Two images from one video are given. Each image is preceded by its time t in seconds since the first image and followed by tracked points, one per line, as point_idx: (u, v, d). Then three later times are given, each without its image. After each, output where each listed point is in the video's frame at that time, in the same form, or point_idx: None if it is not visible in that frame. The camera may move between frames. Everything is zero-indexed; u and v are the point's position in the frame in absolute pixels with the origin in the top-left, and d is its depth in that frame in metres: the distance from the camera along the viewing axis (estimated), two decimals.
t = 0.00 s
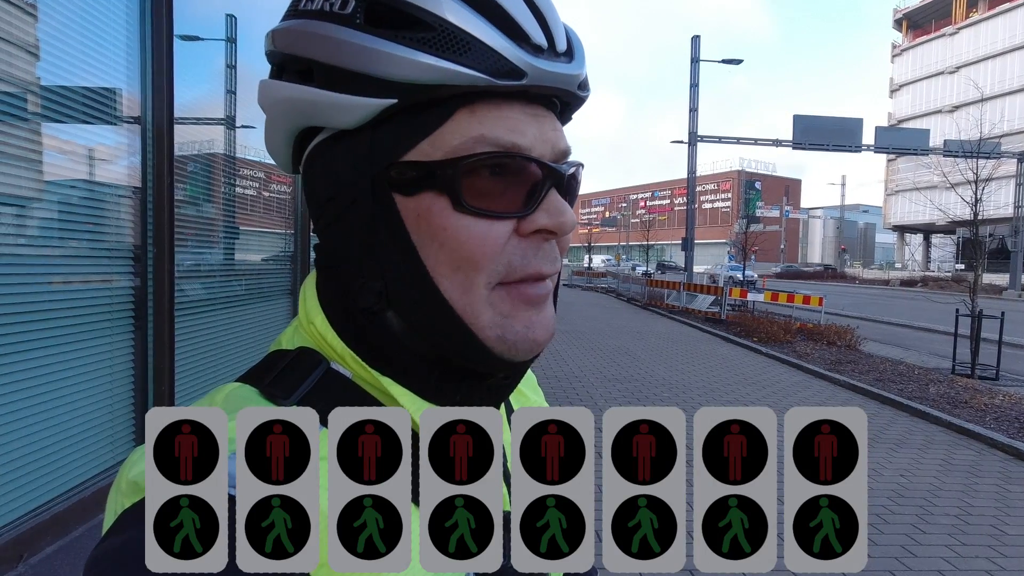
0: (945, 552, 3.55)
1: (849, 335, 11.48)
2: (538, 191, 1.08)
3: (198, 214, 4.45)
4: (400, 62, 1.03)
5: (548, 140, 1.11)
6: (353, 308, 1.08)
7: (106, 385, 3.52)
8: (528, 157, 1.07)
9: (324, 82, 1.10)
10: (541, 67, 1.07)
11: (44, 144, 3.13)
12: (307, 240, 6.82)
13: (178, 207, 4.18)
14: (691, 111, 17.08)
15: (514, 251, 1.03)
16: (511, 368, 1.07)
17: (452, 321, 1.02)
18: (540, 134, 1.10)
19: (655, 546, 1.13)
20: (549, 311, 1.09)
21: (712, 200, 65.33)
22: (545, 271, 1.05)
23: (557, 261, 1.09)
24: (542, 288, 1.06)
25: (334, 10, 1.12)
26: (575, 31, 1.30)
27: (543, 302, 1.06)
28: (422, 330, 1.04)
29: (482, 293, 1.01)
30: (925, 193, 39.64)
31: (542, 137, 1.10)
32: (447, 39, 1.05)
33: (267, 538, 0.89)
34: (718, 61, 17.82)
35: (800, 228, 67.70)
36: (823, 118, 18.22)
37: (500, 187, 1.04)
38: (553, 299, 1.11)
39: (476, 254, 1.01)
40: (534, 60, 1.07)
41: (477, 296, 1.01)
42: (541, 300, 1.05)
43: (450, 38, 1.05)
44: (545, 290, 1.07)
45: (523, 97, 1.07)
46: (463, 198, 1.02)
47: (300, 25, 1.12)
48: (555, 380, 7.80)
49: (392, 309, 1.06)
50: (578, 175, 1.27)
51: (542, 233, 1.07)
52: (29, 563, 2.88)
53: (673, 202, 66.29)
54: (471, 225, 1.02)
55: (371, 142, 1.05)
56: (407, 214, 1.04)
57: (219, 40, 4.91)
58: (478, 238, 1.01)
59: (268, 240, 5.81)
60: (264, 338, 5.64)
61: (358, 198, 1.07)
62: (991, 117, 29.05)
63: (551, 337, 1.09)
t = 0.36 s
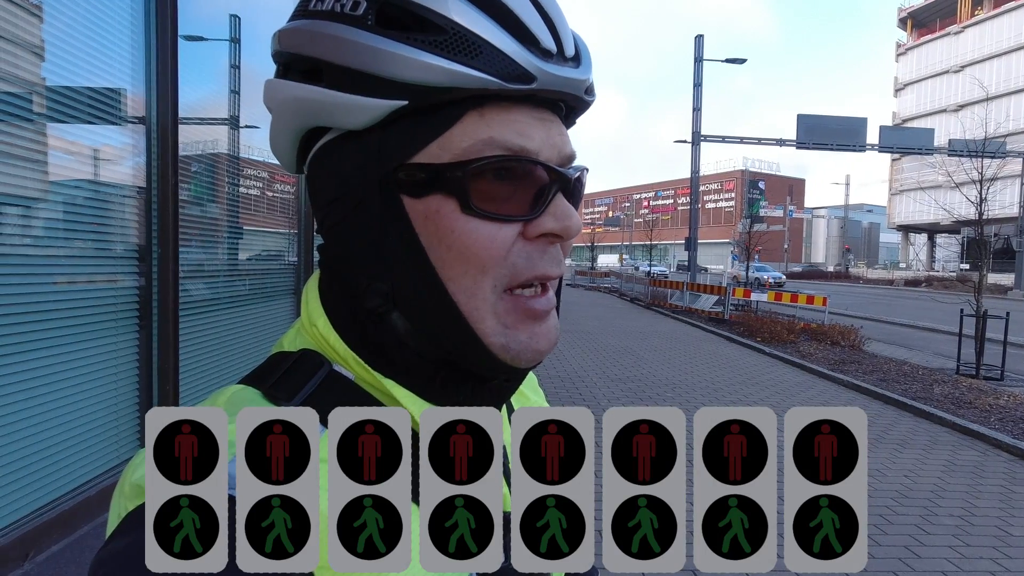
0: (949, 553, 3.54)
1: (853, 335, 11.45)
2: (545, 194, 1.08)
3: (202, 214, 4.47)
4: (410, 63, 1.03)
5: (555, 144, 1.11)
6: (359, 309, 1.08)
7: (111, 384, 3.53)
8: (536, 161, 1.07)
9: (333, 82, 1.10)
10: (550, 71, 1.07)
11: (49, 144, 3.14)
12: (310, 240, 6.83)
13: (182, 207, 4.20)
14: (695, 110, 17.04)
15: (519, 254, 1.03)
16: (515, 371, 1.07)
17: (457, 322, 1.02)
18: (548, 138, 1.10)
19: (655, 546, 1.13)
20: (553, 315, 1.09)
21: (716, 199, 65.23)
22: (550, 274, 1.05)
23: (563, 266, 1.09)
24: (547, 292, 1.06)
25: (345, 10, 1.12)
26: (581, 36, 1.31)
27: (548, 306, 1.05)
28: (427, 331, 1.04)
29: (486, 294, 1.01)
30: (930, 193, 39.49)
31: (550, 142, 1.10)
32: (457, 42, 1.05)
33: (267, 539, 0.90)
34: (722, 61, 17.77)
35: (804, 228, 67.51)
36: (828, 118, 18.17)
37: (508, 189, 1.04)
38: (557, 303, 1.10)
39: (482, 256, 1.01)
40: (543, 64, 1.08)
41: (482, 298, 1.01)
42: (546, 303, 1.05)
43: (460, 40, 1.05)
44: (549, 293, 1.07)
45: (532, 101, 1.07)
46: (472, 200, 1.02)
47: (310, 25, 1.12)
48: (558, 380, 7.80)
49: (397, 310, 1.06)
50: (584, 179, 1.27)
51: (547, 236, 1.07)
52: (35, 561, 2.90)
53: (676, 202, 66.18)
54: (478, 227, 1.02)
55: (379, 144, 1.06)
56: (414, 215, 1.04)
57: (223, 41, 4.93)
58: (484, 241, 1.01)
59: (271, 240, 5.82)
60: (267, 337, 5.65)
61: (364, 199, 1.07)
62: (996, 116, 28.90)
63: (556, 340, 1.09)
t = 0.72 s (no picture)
0: (950, 554, 3.54)
1: (854, 336, 11.44)
2: (547, 195, 1.08)
3: (203, 213, 4.47)
4: (413, 62, 1.03)
5: (557, 145, 1.11)
6: (360, 308, 1.08)
7: (112, 383, 3.53)
8: (538, 162, 1.06)
9: (337, 81, 1.10)
10: (553, 71, 1.07)
11: (51, 143, 3.15)
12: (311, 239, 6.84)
13: (184, 206, 4.21)
14: (696, 110, 17.04)
15: (520, 255, 1.03)
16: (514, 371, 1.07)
17: (456, 322, 1.02)
18: (551, 139, 1.09)
19: (655, 546, 1.13)
20: (553, 317, 1.09)
21: (717, 199, 65.22)
22: (551, 276, 1.05)
23: (564, 268, 1.10)
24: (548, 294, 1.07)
25: (350, 9, 1.12)
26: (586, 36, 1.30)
27: (546, 307, 1.06)
28: (428, 331, 1.05)
29: (485, 296, 1.01)
30: (932, 193, 39.45)
31: (552, 143, 1.10)
32: (459, 41, 1.05)
33: (267, 539, 0.90)
34: (723, 61, 17.75)
35: (805, 228, 67.45)
36: (829, 118, 18.16)
37: (509, 191, 1.04)
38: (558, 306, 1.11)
39: (482, 257, 1.01)
40: (546, 64, 1.07)
41: (482, 300, 1.01)
42: (545, 304, 1.06)
43: (463, 39, 1.05)
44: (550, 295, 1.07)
45: (534, 102, 1.07)
46: (473, 201, 1.02)
47: (315, 24, 1.13)
48: (559, 380, 7.81)
49: (398, 309, 1.06)
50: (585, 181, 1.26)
51: (549, 238, 1.07)
52: (37, 560, 2.90)
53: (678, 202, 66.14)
54: (478, 228, 1.02)
55: (381, 143, 1.06)
56: (415, 215, 1.04)
57: (225, 40, 4.94)
58: (485, 242, 1.01)
59: (273, 239, 5.83)
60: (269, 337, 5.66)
61: (365, 198, 1.07)
62: (998, 116, 28.86)
63: (555, 340, 1.09)
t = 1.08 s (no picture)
0: (950, 553, 3.55)
1: (854, 336, 11.45)
2: (543, 201, 1.08)
3: (202, 213, 4.47)
4: (410, 68, 1.03)
5: (555, 150, 1.11)
6: (355, 311, 1.07)
7: (113, 383, 3.53)
8: (535, 166, 1.06)
9: (333, 85, 1.11)
10: (549, 76, 1.07)
11: (50, 143, 3.15)
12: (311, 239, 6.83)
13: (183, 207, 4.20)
14: (695, 110, 17.04)
15: (516, 260, 1.03)
16: (509, 376, 1.06)
17: (453, 327, 1.02)
18: (548, 143, 1.09)
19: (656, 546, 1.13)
20: (550, 322, 1.09)
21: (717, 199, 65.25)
22: (547, 281, 1.05)
23: (561, 272, 1.09)
24: (545, 299, 1.06)
25: (346, 13, 1.12)
26: (585, 40, 1.30)
27: (543, 312, 1.05)
28: (423, 335, 1.04)
29: (482, 301, 1.01)
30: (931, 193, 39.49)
31: (549, 147, 1.09)
32: (454, 45, 1.05)
33: (267, 538, 0.90)
34: (723, 60, 17.75)
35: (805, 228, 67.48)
36: (829, 118, 18.16)
37: (506, 196, 1.04)
38: (555, 310, 1.11)
39: (478, 262, 1.01)
40: (543, 69, 1.07)
41: (478, 305, 1.01)
42: (543, 308, 1.05)
43: (458, 44, 1.06)
44: (547, 301, 1.07)
45: (532, 106, 1.06)
46: (469, 206, 1.02)
47: (311, 28, 1.13)
48: (558, 379, 7.82)
49: (394, 313, 1.06)
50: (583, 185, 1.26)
51: (545, 243, 1.07)
52: (36, 561, 2.90)
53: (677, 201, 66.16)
54: (475, 234, 1.01)
55: (379, 146, 1.06)
56: (411, 220, 1.04)
57: (224, 40, 4.93)
58: (482, 247, 1.01)
59: (272, 239, 5.82)
60: (269, 337, 5.65)
61: (361, 201, 1.07)
62: (997, 116, 28.87)
63: (551, 345, 1.09)
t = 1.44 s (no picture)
0: (950, 551, 3.55)
1: (854, 333, 11.45)
2: (541, 203, 1.07)
3: (202, 213, 4.46)
4: (405, 70, 1.03)
5: (552, 150, 1.10)
6: (353, 314, 1.08)
7: (113, 383, 3.53)
8: (531, 167, 1.06)
9: (330, 89, 1.11)
10: (545, 77, 1.06)
11: (49, 142, 3.14)
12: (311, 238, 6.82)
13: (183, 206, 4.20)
14: (695, 108, 17.02)
15: (515, 262, 1.02)
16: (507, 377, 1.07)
17: (451, 329, 1.02)
18: (545, 144, 1.08)
19: (655, 546, 1.13)
20: (552, 325, 1.08)
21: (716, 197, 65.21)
22: (548, 283, 1.04)
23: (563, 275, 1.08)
24: (545, 302, 1.05)
25: (340, 16, 1.12)
26: (582, 39, 1.30)
27: (544, 314, 1.05)
28: (422, 337, 1.04)
29: (480, 303, 1.00)
30: (931, 190, 39.46)
31: (546, 148, 1.09)
32: (448, 46, 1.05)
33: (267, 539, 0.90)
34: (723, 58, 17.70)
35: (804, 226, 67.45)
36: (829, 116, 18.14)
37: (504, 197, 1.04)
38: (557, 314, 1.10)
39: (475, 264, 1.01)
40: (538, 70, 1.07)
41: (475, 306, 1.00)
42: (544, 310, 1.04)
43: (451, 45, 1.05)
44: (548, 303, 1.06)
45: (528, 106, 1.05)
46: (466, 208, 1.02)
47: (307, 31, 1.13)
48: (558, 378, 7.82)
49: (391, 315, 1.06)
50: (584, 186, 1.26)
51: (543, 245, 1.06)
52: (37, 561, 2.90)
53: (676, 199, 66.13)
54: (471, 236, 1.01)
55: (375, 148, 1.06)
56: (408, 223, 1.04)
57: (223, 39, 4.92)
58: (479, 249, 1.01)
59: (272, 238, 5.81)
60: (269, 336, 5.65)
61: (359, 203, 1.07)
62: (998, 113, 28.83)
63: (551, 347, 1.09)
